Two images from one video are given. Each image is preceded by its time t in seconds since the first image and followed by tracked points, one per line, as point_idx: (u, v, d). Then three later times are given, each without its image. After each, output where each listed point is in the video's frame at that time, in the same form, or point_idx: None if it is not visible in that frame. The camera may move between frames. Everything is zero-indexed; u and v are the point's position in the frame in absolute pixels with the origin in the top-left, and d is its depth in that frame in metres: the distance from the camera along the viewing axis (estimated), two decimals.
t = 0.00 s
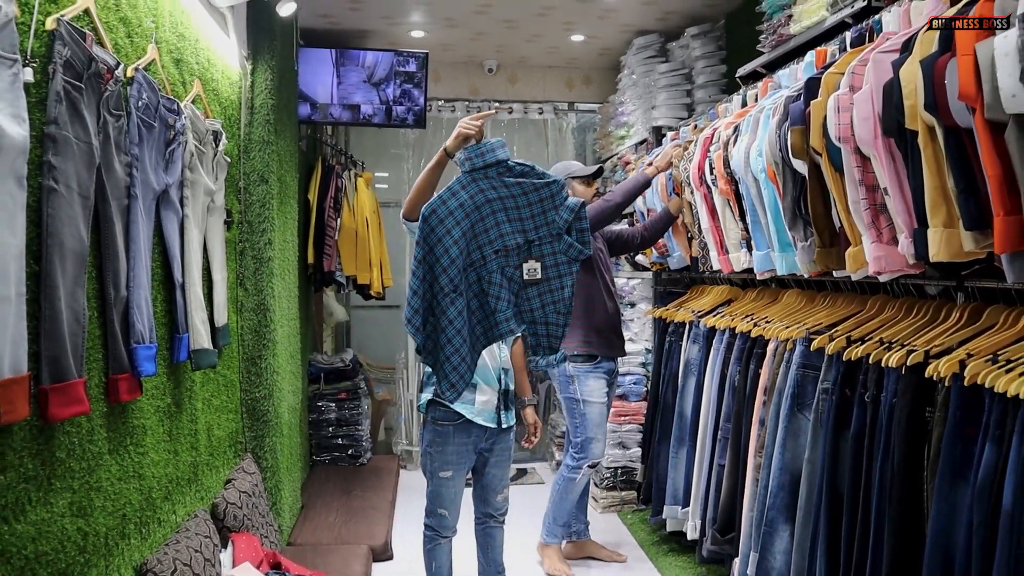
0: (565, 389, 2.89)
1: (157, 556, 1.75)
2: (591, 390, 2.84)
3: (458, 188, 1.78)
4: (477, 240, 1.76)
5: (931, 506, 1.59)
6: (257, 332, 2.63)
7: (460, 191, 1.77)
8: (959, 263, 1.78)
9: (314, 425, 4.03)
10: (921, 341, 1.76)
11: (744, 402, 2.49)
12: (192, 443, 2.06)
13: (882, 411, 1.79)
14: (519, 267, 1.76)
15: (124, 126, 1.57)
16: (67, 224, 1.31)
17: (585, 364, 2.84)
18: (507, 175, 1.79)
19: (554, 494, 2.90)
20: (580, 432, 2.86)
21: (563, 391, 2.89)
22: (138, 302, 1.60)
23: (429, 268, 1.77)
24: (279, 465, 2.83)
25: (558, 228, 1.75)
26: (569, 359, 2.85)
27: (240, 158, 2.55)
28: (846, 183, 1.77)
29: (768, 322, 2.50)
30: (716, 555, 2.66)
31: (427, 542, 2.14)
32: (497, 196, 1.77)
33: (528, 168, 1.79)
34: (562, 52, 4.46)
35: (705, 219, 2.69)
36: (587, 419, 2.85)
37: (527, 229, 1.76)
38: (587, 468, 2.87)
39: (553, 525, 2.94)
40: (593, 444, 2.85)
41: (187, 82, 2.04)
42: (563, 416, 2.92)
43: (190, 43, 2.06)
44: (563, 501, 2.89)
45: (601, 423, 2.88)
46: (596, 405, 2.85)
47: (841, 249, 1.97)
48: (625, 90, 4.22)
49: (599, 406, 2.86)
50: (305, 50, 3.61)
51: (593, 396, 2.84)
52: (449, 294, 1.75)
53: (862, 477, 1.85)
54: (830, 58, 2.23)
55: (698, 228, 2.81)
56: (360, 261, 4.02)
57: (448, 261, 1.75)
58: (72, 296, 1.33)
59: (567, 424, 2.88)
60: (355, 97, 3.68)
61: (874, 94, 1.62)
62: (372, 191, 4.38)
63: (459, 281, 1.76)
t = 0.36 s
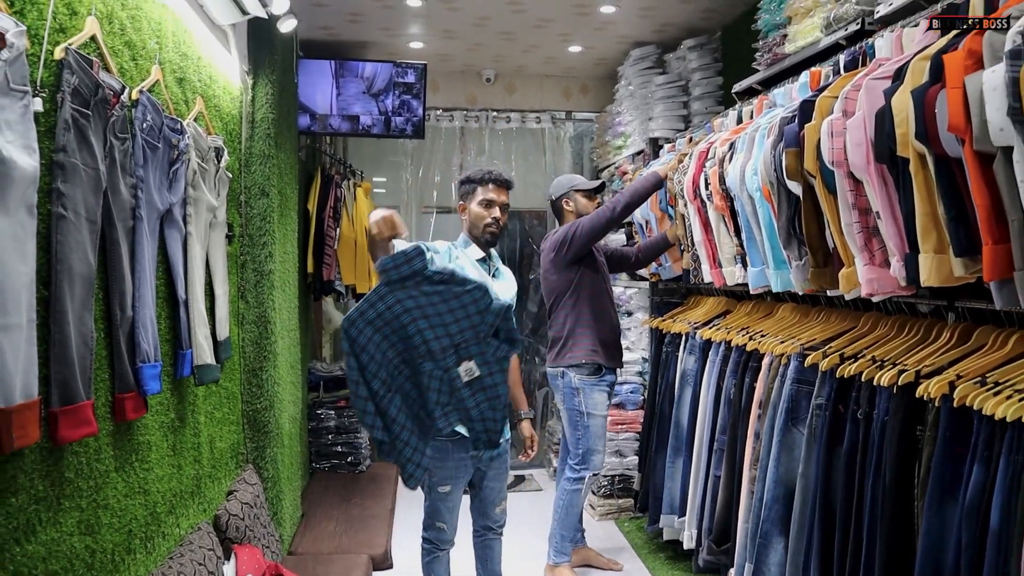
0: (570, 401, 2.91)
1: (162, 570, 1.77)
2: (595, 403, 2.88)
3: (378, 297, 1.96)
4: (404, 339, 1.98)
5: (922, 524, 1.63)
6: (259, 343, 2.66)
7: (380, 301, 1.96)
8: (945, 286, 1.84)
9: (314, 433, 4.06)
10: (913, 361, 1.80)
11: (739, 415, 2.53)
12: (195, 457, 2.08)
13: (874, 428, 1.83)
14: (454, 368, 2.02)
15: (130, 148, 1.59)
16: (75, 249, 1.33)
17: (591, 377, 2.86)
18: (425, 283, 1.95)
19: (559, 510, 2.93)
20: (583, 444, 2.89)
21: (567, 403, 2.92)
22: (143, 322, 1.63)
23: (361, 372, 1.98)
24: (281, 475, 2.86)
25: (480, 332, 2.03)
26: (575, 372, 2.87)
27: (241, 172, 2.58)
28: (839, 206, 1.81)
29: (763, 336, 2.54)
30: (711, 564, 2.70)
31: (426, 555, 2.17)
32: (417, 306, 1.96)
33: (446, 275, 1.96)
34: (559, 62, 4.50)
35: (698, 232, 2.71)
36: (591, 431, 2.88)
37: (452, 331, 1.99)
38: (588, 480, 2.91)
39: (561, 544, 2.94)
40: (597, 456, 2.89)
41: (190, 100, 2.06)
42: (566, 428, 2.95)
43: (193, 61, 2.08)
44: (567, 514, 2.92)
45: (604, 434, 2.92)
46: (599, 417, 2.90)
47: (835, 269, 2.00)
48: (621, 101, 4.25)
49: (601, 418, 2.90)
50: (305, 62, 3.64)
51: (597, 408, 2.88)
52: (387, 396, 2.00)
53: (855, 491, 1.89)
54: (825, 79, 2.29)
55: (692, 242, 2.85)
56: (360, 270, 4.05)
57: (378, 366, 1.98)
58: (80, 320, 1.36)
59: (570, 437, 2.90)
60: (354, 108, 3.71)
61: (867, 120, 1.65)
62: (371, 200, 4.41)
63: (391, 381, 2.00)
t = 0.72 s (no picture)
0: (540, 407, 2.93)
1: None
2: (566, 409, 2.89)
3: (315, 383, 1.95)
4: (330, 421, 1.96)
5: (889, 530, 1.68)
6: (231, 350, 2.63)
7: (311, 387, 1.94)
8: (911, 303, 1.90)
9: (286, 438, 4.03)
10: (879, 371, 1.86)
11: (710, 422, 2.57)
12: (167, 466, 2.06)
13: (842, 437, 1.88)
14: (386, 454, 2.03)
15: (103, 158, 1.56)
16: (46, 262, 1.30)
17: (561, 384, 2.88)
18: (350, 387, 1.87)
19: (531, 514, 2.95)
20: (554, 450, 2.90)
21: (537, 409, 2.93)
22: (116, 333, 1.60)
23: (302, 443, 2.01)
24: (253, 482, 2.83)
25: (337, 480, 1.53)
26: (546, 378, 2.88)
27: (214, 178, 2.55)
28: (809, 220, 1.85)
29: (733, 343, 2.58)
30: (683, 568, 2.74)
31: (402, 563, 2.15)
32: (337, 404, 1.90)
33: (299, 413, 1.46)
34: (533, 68, 4.51)
35: (672, 240, 2.74)
36: (561, 437, 2.90)
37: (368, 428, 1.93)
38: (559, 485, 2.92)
39: (532, 549, 2.97)
40: (567, 461, 2.90)
41: (162, 107, 2.03)
42: (537, 434, 2.96)
43: (165, 68, 2.06)
44: (539, 518, 2.95)
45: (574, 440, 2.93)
46: (570, 423, 2.91)
47: (804, 281, 2.07)
48: (595, 107, 4.28)
49: (572, 424, 2.92)
50: (278, 65, 3.60)
51: (567, 414, 2.90)
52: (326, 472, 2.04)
53: (824, 497, 1.93)
54: (796, 92, 2.33)
55: (665, 250, 2.88)
56: (333, 273, 4.05)
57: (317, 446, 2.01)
58: (52, 333, 1.33)
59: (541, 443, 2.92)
60: (327, 112, 3.68)
61: (836, 137, 1.70)
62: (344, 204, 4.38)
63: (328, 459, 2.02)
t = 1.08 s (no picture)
0: (509, 408, 2.95)
1: None
2: (535, 411, 2.92)
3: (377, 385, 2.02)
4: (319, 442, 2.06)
5: (857, 525, 1.73)
6: (204, 352, 2.60)
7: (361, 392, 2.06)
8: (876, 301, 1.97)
9: (258, 441, 3.99)
10: (846, 370, 1.91)
11: (683, 421, 2.62)
12: (141, 470, 2.03)
13: (811, 435, 1.94)
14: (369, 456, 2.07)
15: (75, 161, 1.54)
16: (19, 266, 1.28)
17: (531, 386, 2.91)
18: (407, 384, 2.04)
19: (493, 510, 2.98)
20: (520, 451, 2.93)
21: (507, 410, 2.95)
22: (89, 337, 1.58)
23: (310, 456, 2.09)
24: (227, 486, 2.80)
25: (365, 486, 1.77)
26: (517, 379, 2.91)
27: (186, 180, 2.53)
28: (778, 223, 1.90)
29: (705, 344, 2.63)
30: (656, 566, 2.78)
31: (380, 565, 2.15)
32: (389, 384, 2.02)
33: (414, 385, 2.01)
34: (506, 70, 4.53)
35: (644, 243, 2.79)
36: (528, 438, 2.93)
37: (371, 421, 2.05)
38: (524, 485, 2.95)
39: (493, 543, 2.99)
40: (531, 463, 2.92)
41: (134, 109, 2.01)
42: (505, 434, 2.98)
43: (137, 69, 2.03)
44: (502, 516, 2.97)
45: (541, 442, 2.96)
46: (538, 425, 2.94)
47: (774, 283, 2.11)
48: (567, 109, 4.32)
49: (541, 426, 2.94)
50: (249, 66, 3.57)
51: (536, 416, 2.92)
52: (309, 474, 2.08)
53: (794, 492, 1.99)
54: (764, 98, 2.39)
55: (636, 252, 2.92)
56: (305, 275, 4.02)
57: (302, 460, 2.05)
58: (24, 338, 1.31)
59: (509, 442, 2.95)
60: (299, 114, 3.66)
61: (803, 143, 1.74)
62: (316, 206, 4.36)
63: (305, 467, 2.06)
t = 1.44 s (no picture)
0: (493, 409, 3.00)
1: None
2: (516, 413, 2.93)
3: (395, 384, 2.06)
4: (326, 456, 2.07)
5: (845, 522, 1.75)
6: (198, 353, 2.61)
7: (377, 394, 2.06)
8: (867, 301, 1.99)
9: (253, 441, 4.00)
10: (835, 369, 1.93)
11: (674, 420, 2.64)
12: (134, 470, 2.04)
13: (800, 433, 1.96)
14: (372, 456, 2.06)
15: (68, 163, 1.55)
16: (13, 267, 1.30)
17: (513, 389, 2.93)
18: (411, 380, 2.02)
19: (482, 509, 3.03)
20: (502, 452, 2.97)
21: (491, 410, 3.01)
22: (82, 337, 1.59)
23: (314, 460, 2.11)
24: (220, 486, 2.81)
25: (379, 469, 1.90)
26: (498, 383, 2.95)
27: (179, 181, 2.54)
28: (767, 223, 1.92)
29: (696, 343, 2.65)
30: (648, 565, 2.80)
31: (377, 565, 2.15)
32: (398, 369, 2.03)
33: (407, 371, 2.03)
34: (499, 71, 4.55)
35: (635, 243, 2.81)
36: (509, 440, 2.95)
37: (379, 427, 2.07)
38: (509, 486, 2.97)
39: (483, 543, 3.02)
40: (513, 465, 2.95)
41: (127, 110, 2.02)
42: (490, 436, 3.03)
43: (130, 71, 2.04)
44: (489, 515, 3.00)
45: (523, 444, 2.97)
46: (519, 428, 2.94)
47: (763, 283, 2.13)
48: (560, 110, 4.34)
49: (522, 429, 2.94)
50: (243, 68, 3.58)
51: (517, 419, 2.93)
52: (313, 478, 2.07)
53: (783, 491, 2.01)
54: (754, 100, 2.41)
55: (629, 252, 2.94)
56: (299, 276, 4.02)
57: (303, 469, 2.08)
58: (18, 339, 1.32)
59: (492, 443, 3.00)
60: (293, 115, 3.67)
61: (791, 144, 1.76)
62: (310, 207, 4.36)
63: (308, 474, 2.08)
